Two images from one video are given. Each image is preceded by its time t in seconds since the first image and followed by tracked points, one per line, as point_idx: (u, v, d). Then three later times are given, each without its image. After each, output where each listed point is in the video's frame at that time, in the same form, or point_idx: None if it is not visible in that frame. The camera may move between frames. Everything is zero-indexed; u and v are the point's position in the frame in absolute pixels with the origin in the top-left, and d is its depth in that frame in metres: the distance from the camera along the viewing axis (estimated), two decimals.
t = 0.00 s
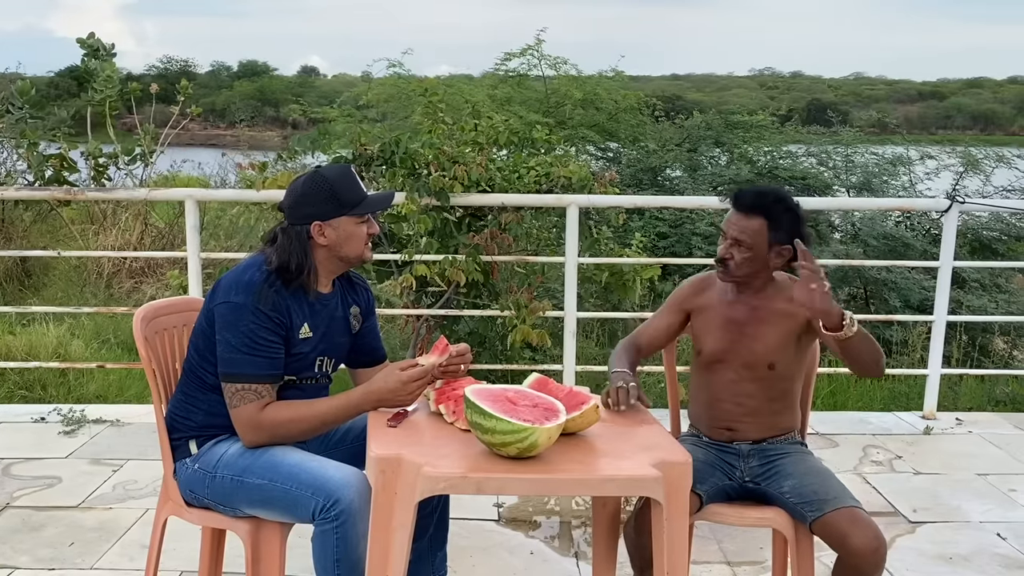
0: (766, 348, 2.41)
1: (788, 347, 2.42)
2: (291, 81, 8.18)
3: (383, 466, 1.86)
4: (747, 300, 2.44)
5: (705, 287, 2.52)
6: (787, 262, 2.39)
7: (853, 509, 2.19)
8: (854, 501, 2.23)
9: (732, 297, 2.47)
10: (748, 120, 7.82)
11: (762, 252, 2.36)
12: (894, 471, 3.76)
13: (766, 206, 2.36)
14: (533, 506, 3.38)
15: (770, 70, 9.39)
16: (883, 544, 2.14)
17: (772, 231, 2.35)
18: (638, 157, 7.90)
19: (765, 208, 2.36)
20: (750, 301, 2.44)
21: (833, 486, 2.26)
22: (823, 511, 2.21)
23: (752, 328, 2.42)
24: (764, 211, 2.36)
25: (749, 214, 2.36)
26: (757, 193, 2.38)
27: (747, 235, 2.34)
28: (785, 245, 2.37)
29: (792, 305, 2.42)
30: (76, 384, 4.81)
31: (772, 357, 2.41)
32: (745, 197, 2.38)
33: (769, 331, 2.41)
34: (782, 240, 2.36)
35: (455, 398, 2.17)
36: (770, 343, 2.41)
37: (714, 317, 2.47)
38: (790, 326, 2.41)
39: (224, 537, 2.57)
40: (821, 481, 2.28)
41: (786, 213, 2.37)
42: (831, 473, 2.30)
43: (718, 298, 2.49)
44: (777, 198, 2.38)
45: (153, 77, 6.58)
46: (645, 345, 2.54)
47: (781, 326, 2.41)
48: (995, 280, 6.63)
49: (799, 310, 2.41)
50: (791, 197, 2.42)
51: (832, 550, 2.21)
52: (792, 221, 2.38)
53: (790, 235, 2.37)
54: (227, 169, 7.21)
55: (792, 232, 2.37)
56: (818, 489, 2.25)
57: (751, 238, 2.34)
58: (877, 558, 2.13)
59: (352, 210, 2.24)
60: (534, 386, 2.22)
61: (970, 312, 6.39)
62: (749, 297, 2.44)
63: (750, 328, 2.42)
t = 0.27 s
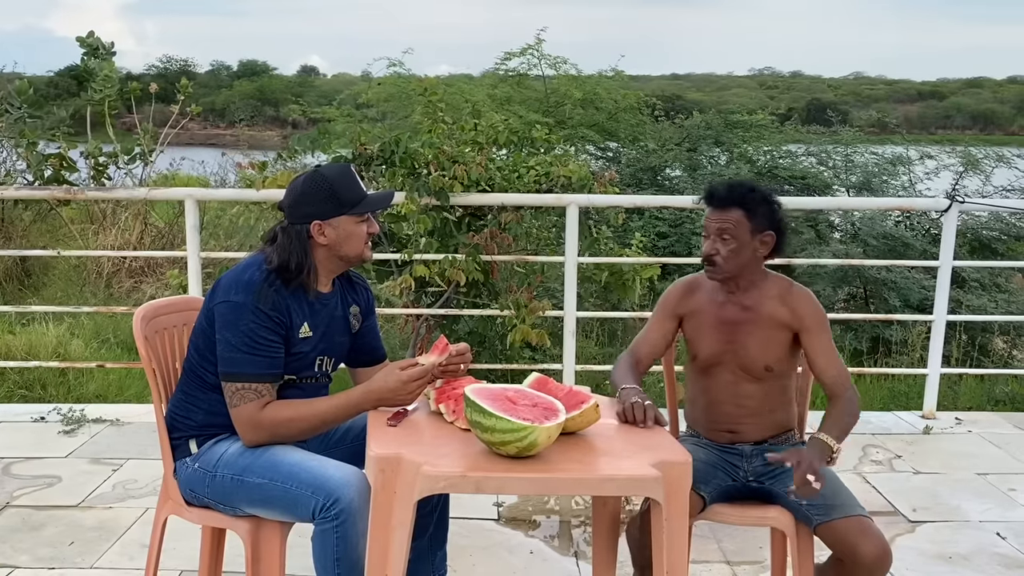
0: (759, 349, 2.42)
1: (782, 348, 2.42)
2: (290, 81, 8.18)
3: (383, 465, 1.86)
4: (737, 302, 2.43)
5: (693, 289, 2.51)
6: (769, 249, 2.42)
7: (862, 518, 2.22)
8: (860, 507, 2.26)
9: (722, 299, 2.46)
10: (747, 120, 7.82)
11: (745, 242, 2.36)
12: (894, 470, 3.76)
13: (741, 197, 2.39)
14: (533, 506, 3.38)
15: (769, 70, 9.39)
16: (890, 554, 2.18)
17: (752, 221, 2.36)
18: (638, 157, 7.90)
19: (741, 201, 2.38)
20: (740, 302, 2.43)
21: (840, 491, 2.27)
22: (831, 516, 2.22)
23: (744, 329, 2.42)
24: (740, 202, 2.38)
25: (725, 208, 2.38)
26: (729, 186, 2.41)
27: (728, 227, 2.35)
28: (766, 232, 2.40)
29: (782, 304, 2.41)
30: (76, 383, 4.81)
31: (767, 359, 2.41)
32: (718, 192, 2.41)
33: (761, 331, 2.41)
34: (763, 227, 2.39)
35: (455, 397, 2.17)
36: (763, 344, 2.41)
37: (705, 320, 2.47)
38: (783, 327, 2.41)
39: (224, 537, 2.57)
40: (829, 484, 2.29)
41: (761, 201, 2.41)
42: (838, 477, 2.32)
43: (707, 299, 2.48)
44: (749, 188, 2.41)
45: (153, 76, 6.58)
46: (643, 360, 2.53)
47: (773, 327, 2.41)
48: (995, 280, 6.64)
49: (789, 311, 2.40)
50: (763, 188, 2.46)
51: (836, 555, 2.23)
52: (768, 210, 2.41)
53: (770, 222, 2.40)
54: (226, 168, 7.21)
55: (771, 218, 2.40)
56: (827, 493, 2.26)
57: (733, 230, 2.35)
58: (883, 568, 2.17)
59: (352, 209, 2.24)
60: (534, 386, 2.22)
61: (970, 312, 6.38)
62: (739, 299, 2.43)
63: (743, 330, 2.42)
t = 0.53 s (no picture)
0: (744, 346, 2.42)
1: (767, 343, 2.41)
2: (290, 80, 8.17)
3: (384, 464, 1.86)
4: (719, 298, 2.43)
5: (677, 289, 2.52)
6: (741, 241, 2.39)
7: (862, 521, 2.20)
8: (860, 510, 2.24)
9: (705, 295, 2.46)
10: (748, 119, 7.81)
11: (714, 235, 2.35)
12: (894, 469, 3.76)
13: (706, 193, 2.39)
14: (533, 505, 3.38)
15: (769, 69, 9.38)
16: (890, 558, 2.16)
17: (718, 215, 2.35)
18: (638, 156, 7.89)
19: (706, 196, 2.38)
20: (721, 299, 2.43)
21: (841, 493, 2.26)
22: (831, 519, 2.21)
23: (728, 326, 2.42)
24: (706, 198, 2.38)
25: (690, 206, 2.38)
26: (693, 185, 2.41)
27: (696, 222, 2.34)
28: (734, 224, 2.37)
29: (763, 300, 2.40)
30: (76, 382, 4.81)
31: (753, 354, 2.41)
32: (685, 191, 2.42)
33: (745, 328, 2.41)
34: (731, 220, 2.37)
35: (456, 395, 2.17)
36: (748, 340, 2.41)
37: (690, 318, 2.47)
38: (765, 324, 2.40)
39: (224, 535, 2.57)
40: (829, 486, 2.27)
41: (728, 196, 2.39)
42: (839, 479, 2.30)
43: (690, 298, 2.48)
44: (715, 184, 2.41)
45: (153, 75, 6.58)
46: (640, 358, 2.52)
47: (754, 323, 2.41)
48: (995, 279, 6.64)
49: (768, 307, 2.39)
50: (730, 183, 2.44)
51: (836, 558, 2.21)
52: (736, 203, 2.39)
53: (738, 215, 2.39)
54: (226, 167, 7.21)
55: (740, 211, 2.39)
56: (826, 495, 2.25)
57: (701, 226, 2.35)
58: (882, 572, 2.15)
59: (352, 207, 2.24)
60: (535, 384, 2.22)
61: (970, 311, 6.38)
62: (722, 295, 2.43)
63: (728, 326, 2.42)
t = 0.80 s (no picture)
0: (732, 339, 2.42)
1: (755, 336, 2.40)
2: (290, 79, 8.17)
3: (386, 462, 1.86)
4: (708, 295, 2.44)
5: (669, 290, 2.54)
6: (729, 238, 2.39)
7: (861, 523, 2.19)
8: (860, 512, 2.23)
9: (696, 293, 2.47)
10: (748, 118, 7.81)
11: (703, 231, 2.34)
12: (895, 468, 3.76)
13: (695, 189, 2.38)
14: (535, 503, 3.38)
15: (770, 68, 9.37)
16: (888, 561, 2.16)
17: (707, 210, 2.35)
18: (639, 155, 7.88)
19: (695, 193, 2.38)
20: (710, 295, 2.44)
21: (840, 495, 2.25)
22: (830, 521, 2.20)
23: (717, 321, 2.43)
24: (695, 195, 2.38)
25: (680, 201, 2.38)
26: (683, 180, 2.41)
27: (684, 218, 2.34)
28: (723, 221, 2.37)
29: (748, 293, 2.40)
30: (77, 380, 4.81)
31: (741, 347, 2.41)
32: (674, 187, 2.41)
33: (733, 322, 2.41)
34: (719, 217, 2.36)
35: (457, 394, 2.17)
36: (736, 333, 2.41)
37: (682, 317, 2.49)
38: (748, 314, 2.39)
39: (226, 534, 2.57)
40: (828, 488, 2.27)
41: (718, 193, 2.39)
42: (838, 481, 2.29)
43: (682, 297, 2.50)
44: (705, 181, 2.41)
45: (153, 74, 6.57)
46: (642, 357, 2.51)
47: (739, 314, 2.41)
48: (996, 278, 6.64)
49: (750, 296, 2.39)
50: (720, 180, 2.44)
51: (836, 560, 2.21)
52: (726, 200, 2.39)
53: (727, 212, 2.38)
54: (227, 166, 7.21)
55: (729, 208, 2.38)
56: (826, 498, 2.24)
57: (691, 221, 2.34)
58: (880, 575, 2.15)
59: (353, 205, 2.24)
60: (536, 383, 2.22)
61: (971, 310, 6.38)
62: (709, 290, 2.44)
63: (716, 320, 2.43)
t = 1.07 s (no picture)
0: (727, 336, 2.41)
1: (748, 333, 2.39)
2: (291, 77, 8.16)
3: (388, 461, 1.85)
4: (705, 294, 2.43)
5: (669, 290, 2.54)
6: (731, 239, 2.38)
7: (864, 517, 2.17)
8: (864, 507, 2.20)
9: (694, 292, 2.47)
10: (750, 116, 7.80)
11: (705, 232, 2.33)
12: (897, 467, 3.76)
13: (697, 189, 2.37)
14: (535, 502, 3.37)
15: (771, 66, 9.36)
16: (892, 555, 2.12)
17: (709, 210, 2.34)
18: (640, 154, 7.87)
19: (697, 193, 2.36)
20: (707, 294, 2.43)
21: (844, 490, 2.23)
22: (832, 516, 2.19)
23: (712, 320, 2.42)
24: (697, 194, 2.36)
25: (683, 200, 2.36)
26: (686, 179, 2.39)
27: (687, 219, 2.33)
28: (725, 222, 2.36)
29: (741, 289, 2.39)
30: (77, 379, 4.81)
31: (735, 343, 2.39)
32: (675, 187, 2.40)
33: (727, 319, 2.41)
34: (722, 217, 2.35)
35: (459, 392, 2.16)
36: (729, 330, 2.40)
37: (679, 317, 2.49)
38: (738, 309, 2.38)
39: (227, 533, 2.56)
40: (831, 483, 2.26)
41: (720, 193, 2.38)
42: (842, 477, 2.28)
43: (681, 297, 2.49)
44: (707, 181, 2.39)
45: (154, 73, 6.56)
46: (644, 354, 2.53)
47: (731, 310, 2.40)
48: (997, 277, 6.63)
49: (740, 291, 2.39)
50: (723, 180, 2.42)
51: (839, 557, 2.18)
52: (728, 200, 2.38)
53: (729, 213, 2.37)
54: (227, 165, 7.20)
55: (730, 209, 2.37)
56: (829, 493, 2.23)
57: (694, 221, 2.33)
58: (883, 569, 2.11)
59: (355, 202, 2.23)
60: (539, 381, 2.22)
61: (972, 308, 6.38)
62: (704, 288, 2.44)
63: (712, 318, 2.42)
